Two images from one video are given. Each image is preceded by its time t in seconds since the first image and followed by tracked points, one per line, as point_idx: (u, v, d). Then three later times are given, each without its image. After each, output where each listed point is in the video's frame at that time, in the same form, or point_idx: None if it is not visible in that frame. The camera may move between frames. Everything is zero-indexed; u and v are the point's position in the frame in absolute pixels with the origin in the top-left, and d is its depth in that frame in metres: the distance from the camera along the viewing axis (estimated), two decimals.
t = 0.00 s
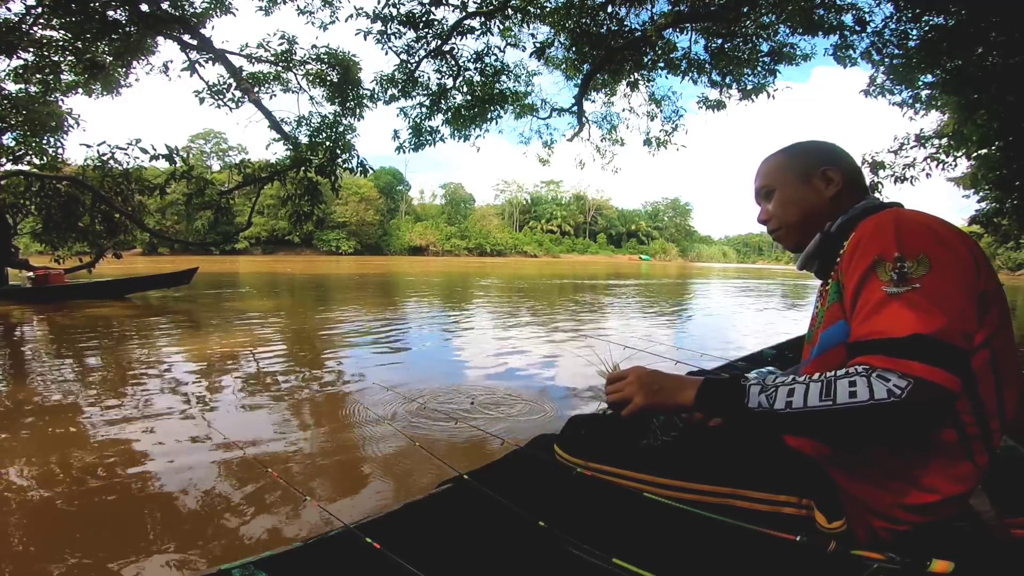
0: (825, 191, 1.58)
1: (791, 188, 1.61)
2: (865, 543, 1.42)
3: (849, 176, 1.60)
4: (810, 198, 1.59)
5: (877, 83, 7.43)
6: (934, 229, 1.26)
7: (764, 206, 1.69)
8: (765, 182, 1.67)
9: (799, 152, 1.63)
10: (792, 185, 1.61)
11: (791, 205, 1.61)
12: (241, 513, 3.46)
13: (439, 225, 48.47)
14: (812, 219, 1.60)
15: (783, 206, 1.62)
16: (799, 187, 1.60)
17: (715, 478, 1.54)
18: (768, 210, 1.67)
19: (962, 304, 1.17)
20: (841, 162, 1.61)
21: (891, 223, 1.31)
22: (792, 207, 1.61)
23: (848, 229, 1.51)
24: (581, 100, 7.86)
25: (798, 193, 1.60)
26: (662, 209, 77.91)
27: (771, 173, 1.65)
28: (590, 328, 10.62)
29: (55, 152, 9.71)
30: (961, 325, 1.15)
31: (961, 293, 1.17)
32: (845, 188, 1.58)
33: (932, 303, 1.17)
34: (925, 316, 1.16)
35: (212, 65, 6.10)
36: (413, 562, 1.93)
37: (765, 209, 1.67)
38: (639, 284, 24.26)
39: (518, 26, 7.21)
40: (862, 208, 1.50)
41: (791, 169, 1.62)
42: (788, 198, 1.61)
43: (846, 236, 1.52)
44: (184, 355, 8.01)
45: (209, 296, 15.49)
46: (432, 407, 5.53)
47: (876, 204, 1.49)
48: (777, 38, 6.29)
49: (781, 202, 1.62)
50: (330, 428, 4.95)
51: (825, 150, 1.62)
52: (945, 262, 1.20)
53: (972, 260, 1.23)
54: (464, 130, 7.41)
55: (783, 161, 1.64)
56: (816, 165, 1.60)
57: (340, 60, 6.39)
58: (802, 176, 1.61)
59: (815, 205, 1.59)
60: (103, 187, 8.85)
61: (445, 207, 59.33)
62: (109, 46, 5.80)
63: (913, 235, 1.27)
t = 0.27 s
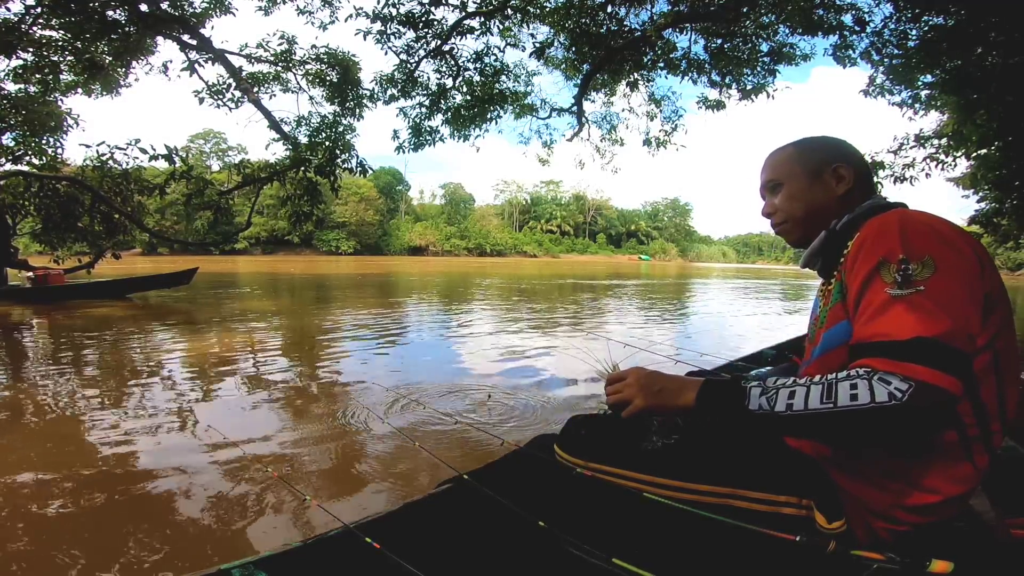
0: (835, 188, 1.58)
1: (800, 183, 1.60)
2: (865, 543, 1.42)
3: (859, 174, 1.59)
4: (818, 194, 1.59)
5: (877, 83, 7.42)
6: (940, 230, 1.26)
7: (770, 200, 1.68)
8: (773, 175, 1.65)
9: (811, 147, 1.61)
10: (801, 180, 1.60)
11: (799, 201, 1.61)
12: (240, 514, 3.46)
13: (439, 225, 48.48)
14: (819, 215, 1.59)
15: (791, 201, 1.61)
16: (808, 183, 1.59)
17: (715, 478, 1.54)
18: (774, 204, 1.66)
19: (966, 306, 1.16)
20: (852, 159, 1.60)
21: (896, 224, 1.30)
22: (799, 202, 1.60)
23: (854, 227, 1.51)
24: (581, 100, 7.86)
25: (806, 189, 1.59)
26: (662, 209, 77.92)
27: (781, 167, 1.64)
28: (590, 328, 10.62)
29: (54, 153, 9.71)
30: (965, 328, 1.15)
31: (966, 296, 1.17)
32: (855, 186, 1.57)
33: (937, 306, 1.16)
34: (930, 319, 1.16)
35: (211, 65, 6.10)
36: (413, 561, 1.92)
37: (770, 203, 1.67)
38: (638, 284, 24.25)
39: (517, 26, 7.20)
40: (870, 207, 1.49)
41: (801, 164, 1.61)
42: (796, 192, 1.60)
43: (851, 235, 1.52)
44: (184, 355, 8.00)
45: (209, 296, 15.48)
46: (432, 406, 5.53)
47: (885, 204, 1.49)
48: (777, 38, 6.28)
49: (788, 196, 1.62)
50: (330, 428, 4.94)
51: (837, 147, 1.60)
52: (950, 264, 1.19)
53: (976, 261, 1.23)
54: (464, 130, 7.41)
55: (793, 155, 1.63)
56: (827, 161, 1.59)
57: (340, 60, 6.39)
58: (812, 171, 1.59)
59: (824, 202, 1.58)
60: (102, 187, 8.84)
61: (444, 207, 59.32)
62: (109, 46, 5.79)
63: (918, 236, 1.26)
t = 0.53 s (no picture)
0: (835, 188, 1.58)
1: (800, 184, 1.60)
2: (865, 544, 1.42)
3: (859, 173, 1.59)
4: (819, 194, 1.58)
5: (876, 83, 7.42)
6: (946, 233, 1.26)
7: (770, 200, 1.68)
8: (773, 176, 1.65)
9: (810, 146, 1.61)
10: (801, 181, 1.60)
11: (799, 201, 1.61)
12: (241, 513, 3.46)
13: (439, 225, 48.50)
14: (820, 215, 1.60)
15: (791, 202, 1.62)
16: (809, 183, 1.59)
17: (714, 478, 1.55)
18: (775, 205, 1.66)
19: (976, 310, 1.16)
20: (852, 158, 1.60)
21: (903, 225, 1.30)
22: (799, 203, 1.60)
23: (857, 227, 1.51)
24: (581, 100, 7.86)
25: (807, 189, 1.59)
26: (661, 209, 77.94)
27: (780, 167, 1.64)
28: (589, 328, 10.63)
29: (54, 153, 9.70)
30: (974, 332, 1.15)
31: (974, 299, 1.17)
32: (855, 185, 1.57)
33: (945, 311, 1.16)
34: (940, 324, 1.16)
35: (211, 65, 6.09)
36: (413, 561, 1.92)
37: (771, 204, 1.67)
38: (638, 284, 24.27)
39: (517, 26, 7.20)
40: (872, 207, 1.49)
41: (801, 164, 1.60)
42: (796, 193, 1.60)
43: (854, 234, 1.52)
44: (183, 355, 8.00)
45: (208, 296, 15.48)
46: (432, 407, 5.53)
47: (886, 204, 1.49)
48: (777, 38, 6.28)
49: (789, 197, 1.62)
50: (330, 428, 4.94)
51: (836, 145, 1.60)
52: (958, 267, 1.19)
53: (983, 263, 1.23)
54: (463, 130, 7.41)
55: (792, 155, 1.63)
56: (827, 160, 1.59)
57: (339, 60, 6.39)
58: (812, 171, 1.59)
59: (824, 202, 1.58)
60: (101, 187, 8.83)
61: (444, 208, 59.31)
62: (109, 46, 5.79)
63: (925, 239, 1.26)
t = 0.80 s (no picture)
0: (834, 187, 1.57)
1: (799, 184, 1.60)
2: (865, 544, 1.42)
3: (858, 170, 1.59)
4: (818, 194, 1.58)
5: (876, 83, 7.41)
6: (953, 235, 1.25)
7: (769, 199, 1.69)
8: (771, 176, 1.66)
9: (808, 145, 1.61)
10: (800, 181, 1.60)
11: (797, 202, 1.61)
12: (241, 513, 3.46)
13: (439, 226, 48.52)
14: (819, 215, 1.60)
15: (790, 202, 1.62)
16: (807, 183, 1.59)
17: (714, 478, 1.56)
18: (774, 205, 1.66)
19: (982, 314, 1.16)
20: (851, 156, 1.59)
21: (908, 228, 1.30)
22: (798, 203, 1.61)
23: (856, 227, 1.51)
24: (580, 100, 7.85)
25: (805, 190, 1.59)
26: (661, 209, 77.95)
27: (778, 167, 1.64)
28: (589, 328, 10.63)
29: (53, 153, 9.69)
30: (982, 337, 1.15)
31: (982, 303, 1.17)
32: (854, 183, 1.57)
33: (953, 315, 1.16)
34: (948, 330, 1.15)
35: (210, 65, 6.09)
36: (413, 561, 1.91)
37: (770, 204, 1.67)
38: (637, 284, 24.26)
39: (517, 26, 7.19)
40: (872, 207, 1.49)
41: (800, 163, 1.60)
42: (795, 193, 1.60)
43: (854, 234, 1.52)
44: (182, 355, 7.99)
45: (208, 297, 15.47)
46: (432, 407, 5.53)
47: (886, 203, 1.49)
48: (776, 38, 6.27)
49: (788, 198, 1.62)
50: (329, 428, 4.94)
51: (834, 143, 1.60)
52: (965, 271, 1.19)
53: (989, 265, 1.22)
54: (463, 130, 7.40)
55: (790, 154, 1.63)
56: (825, 159, 1.59)
57: (339, 60, 6.39)
58: (810, 170, 1.59)
59: (823, 201, 1.58)
60: (101, 187, 8.82)
61: (444, 207, 59.29)
62: (108, 46, 5.79)
63: (932, 241, 1.26)
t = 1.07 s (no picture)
0: (837, 185, 1.58)
1: (801, 182, 1.60)
2: (865, 543, 1.42)
3: (861, 170, 1.59)
4: (822, 192, 1.59)
5: (875, 83, 7.40)
6: (960, 234, 1.25)
7: (772, 197, 1.69)
8: (774, 173, 1.66)
9: (812, 143, 1.61)
10: (802, 178, 1.60)
11: (799, 199, 1.61)
12: (241, 513, 3.46)
13: (438, 226, 48.54)
14: (821, 213, 1.60)
15: (793, 200, 1.62)
16: (810, 181, 1.59)
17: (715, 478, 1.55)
18: (776, 202, 1.67)
19: (989, 315, 1.16)
20: (854, 155, 1.59)
21: (916, 226, 1.29)
22: (800, 201, 1.61)
23: (860, 226, 1.51)
24: (580, 100, 7.85)
25: (808, 187, 1.59)
26: (661, 209, 77.94)
27: (782, 164, 1.64)
28: (589, 328, 10.62)
29: (53, 152, 9.69)
30: (988, 339, 1.15)
31: (989, 305, 1.16)
32: (857, 182, 1.57)
33: (959, 317, 1.16)
34: (954, 332, 1.15)
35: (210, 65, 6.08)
36: (413, 560, 1.91)
37: (773, 201, 1.68)
38: (637, 284, 24.27)
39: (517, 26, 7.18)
40: (875, 205, 1.49)
41: (803, 161, 1.60)
42: (797, 191, 1.61)
43: (858, 233, 1.52)
44: (181, 355, 7.99)
45: (208, 297, 15.48)
46: (431, 407, 5.52)
47: (889, 203, 1.49)
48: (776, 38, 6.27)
49: (790, 195, 1.62)
50: (329, 428, 4.95)
51: (838, 142, 1.60)
52: (974, 272, 1.19)
53: (995, 265, 1.22)
54: (463, 130, 7.40)
55: (793, 152, 1.63)
56: (828, 157, 1.59)
57: (338, 60, 6.39)
58: (814, 169, 1.59)
59: (826, 200, 1.59)
60: (100, 187, 8.82)
61: (443, 207, 59.30)
62: (107, 46, 5.79)
63: (939, 241, 1.25)
